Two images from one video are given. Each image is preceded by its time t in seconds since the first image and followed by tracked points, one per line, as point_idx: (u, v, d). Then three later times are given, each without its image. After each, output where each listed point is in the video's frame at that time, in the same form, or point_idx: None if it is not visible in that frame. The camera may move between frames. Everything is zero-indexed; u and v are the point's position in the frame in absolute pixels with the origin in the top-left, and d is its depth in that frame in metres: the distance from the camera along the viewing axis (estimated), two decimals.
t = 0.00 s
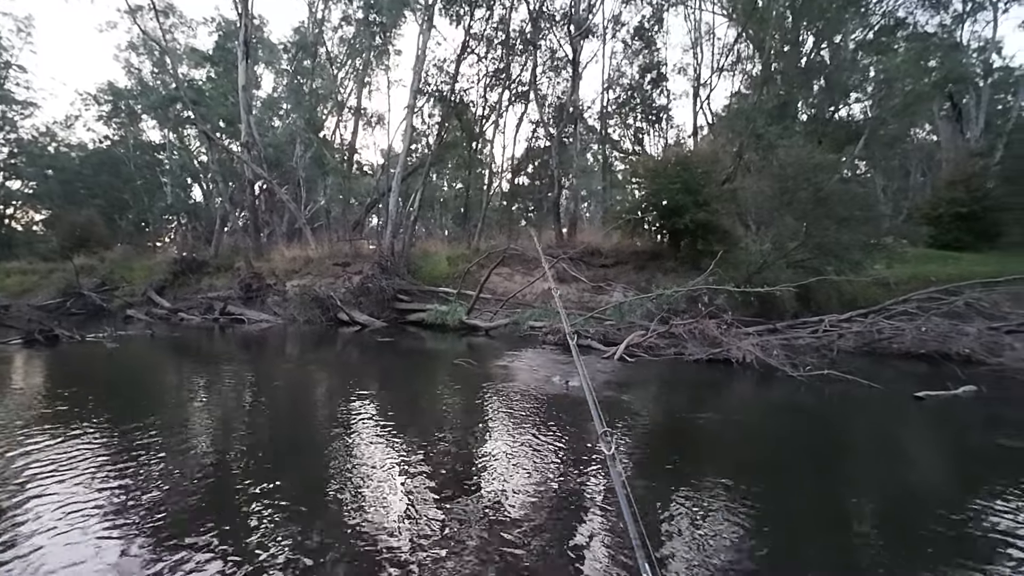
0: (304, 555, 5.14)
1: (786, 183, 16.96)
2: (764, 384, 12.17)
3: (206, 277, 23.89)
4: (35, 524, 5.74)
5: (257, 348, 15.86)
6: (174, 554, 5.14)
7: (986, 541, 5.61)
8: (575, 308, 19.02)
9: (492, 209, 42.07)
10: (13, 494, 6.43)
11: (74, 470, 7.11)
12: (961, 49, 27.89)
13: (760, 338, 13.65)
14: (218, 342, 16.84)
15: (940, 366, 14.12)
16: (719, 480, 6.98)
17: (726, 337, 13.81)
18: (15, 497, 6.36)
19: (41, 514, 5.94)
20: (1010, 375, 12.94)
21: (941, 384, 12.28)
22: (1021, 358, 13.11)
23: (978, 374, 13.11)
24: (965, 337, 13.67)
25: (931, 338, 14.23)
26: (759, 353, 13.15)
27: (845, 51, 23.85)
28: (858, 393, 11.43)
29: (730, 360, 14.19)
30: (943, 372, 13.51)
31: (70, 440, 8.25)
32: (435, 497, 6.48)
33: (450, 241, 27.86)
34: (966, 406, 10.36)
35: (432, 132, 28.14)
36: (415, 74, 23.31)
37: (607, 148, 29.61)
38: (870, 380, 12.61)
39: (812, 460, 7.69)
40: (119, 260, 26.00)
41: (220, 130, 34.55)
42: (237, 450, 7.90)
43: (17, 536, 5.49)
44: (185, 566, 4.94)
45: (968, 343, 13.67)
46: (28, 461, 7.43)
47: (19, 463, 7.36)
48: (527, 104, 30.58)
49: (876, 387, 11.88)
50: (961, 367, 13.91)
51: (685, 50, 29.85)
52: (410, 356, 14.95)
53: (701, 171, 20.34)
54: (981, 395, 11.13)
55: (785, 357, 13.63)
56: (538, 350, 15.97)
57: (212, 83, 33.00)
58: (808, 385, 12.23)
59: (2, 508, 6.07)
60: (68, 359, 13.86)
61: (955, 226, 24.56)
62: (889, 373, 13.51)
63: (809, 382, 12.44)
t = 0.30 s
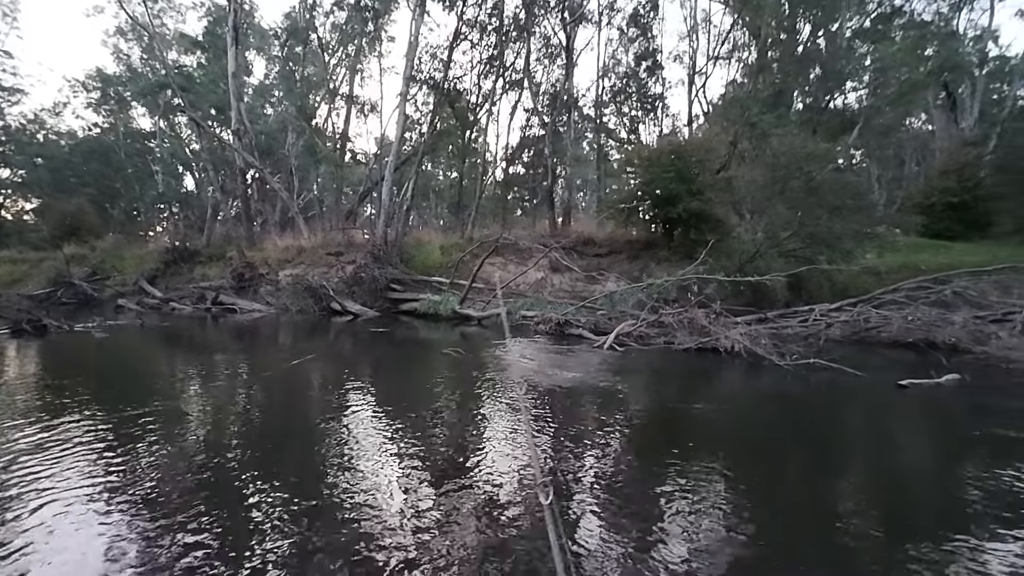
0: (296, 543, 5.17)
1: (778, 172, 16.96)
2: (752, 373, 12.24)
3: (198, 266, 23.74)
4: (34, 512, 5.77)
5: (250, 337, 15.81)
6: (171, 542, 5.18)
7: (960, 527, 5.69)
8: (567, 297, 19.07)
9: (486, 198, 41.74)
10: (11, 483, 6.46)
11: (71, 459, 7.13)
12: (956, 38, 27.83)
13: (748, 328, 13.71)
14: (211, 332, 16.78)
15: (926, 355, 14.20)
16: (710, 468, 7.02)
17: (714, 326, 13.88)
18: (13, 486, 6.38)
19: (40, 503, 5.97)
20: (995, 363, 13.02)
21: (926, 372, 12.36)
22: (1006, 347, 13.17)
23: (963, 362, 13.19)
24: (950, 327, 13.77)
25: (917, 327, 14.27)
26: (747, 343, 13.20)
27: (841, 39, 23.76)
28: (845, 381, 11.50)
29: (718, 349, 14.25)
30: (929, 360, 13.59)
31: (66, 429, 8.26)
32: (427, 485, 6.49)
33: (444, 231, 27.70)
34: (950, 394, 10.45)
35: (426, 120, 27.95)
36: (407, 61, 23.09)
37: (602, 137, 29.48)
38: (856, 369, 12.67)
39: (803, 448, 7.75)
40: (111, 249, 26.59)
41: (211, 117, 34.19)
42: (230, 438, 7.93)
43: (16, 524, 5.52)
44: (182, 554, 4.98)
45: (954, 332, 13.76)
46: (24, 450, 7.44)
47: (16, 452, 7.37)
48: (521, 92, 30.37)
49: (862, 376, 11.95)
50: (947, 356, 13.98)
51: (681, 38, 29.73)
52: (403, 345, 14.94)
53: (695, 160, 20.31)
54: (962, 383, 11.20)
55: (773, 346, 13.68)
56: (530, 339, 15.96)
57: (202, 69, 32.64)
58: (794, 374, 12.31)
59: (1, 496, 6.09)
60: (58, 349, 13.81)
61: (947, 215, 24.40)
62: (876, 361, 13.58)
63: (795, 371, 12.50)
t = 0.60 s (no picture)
0: (297, 526, 5.20)
1: (776, 155, 16.79)
2: (746, 357, 12.30)
3: (192, 250, 23.64)
4: (35, 497, 5.77)
5: (246, 322, 15.80)
6: (172, 526, 5.19)
7: (944, 508, 5.76)
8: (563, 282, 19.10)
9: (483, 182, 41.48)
10: (12, 467, 6.45)
11: (72, 443, 7.13)
12: (958, 19, 27.58)
13: (742, 312, 13.76)
14: (206, 316, 16.75)
15: (918, 339, 14.24)
16: (703, 450, 7.09)
17: (708, 310, 13.94)
18: (13, 469, 6.41)
19: (42, 487, 5.98)
20: (986, 347, 13.08)
21: (917, 356, 12.43)
22: (998, 331, 13.22)
23: (954, 346, 13.25)
24: (943, 311, 13.81)
25: (911, 312, 14.31)
26: (739, 327, 13.26)
27: (841, 20, 23.52)
28: (838, 364, 11.56)
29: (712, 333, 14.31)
30: (921, 344, 13.66)
31: (66, 412, 8.26)
32: (423, 468, 6.54)
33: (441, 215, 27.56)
34: (940, 377, 10.52)
35: (422, 102, 27.69)
36: (402, 41, 22.78)
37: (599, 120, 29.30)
38: (848, 353, 12.73)
39: (796, 431, 7.81)
40: (105, 234, 27.28)
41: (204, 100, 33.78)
42: (226, 421, 7.98)
43: (16, 506, 5.58)
44: (183, 538, 4.98)
45: (946, 316, 13.86)
46: (23, 434, 7.46)
47: (15, 435, 7.39)
48: (518, 74, 30.05)
49: (853, 359, 12.01)
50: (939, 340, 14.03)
51: (681, 19, 29.40)
52: (398, 329, 14.97)
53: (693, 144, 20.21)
54: (953, 367, 11.26)
55: (766, 331, 13.73)
56: (526, 324, 15.97)
57: (194, 50, 32.14)
58: (785, 357, 12.37)
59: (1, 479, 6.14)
60: (53, 333, 13.80)
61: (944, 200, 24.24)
62: (868, 345, 13.65)
63: (786, 355, 12.55)
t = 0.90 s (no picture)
0: (297, 506, 5.23)
1: (779, 135, 16.68)
2: (746, 338, 12.31)
3: (191, 231, 23.55)
4: (45, 476, 5.83)
5: (244, 303, 15.76)
6: (182, 505, 5.26)
7: (941, 489, 5.77)
8: (563, 264, 19.05)
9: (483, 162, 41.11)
10: (18, 447, 6.52)
11: (78, 424, 7.17)
12: None
13: (743, 293, 13.72)
14: (204, 297, 16.72)
15: (919, 320, 14.18)
16: (701, 431, 7.11)
17: (709, 292, 13.92)
18: (18, 448, 6.49)
19: (51, 467, 6.03)
20: (987, 328, 13.01)
21: (918, 338, 12.38)
22: (999, 313, 13.15)
23: (955, 327, 13.20)
24: (945, 292, 13.73)
25: (912, 293, 14.24)
26: (740, 308, 13.24)
27: None
28: (839, 346, 11.55)
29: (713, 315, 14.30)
30: (921, 325, 13.60)
31: (68, 393, 8.32)
32: (421, 448, 6.56)
33: (440, 196, 27.36)
34: (941, 359, 10.49)
35: (420, 80, 27.33)
36: (400, 17, 22.41)
37: (601, 99, 28.93)
38: (849, 334, 12.70)
39: (794, 411, 7.85)
40: (103, 215, 27.11)
41: (199, 77, 33.34)
42: (226, 401, 8.02)
43: (21, 485, 5.66)
44: (194, 516, 5.07)
45: (948, 298, 13.77)
46: (27, 414, 7.53)
47: (18, 415, 7.46)
48: (518, 51, 29.61)
49: (854, 341, 11.98)
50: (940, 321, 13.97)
51: None
52: (398, 311, 14.95)
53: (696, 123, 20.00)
54: (955, 349, 11.21)
55: (767, 312, 13.70)
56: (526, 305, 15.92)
57: (188, 26, 31.63)
58: (786, 338, 12.35)
59: (6, 459, 6.22)
60: (52, 314, 13.81)
61: (949, 180, 23.92)
62: (869, 327, 13.59)
63: (787, 336, 12.53)
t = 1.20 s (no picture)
0: (303, 485, 5.32)
1: (787, 115, 16.47)
2: (751, 320, 12.31)
3: (191, 213, 23.44)
4: (55, 456, 5.93)
5: (247, 285, 15.72)
6: (189, 483, 5.37)
7: (947, 471, 5.81)
8: (567, 246, 18.97)
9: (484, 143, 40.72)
10: (28, 429, 6.59)
11: (86, 405, 7.25)
12: None
13: (751, 276, 13.69)
14: (207, 280, 16.67)
15: (927, 303, 14.10)
16: (705, 412, 7.17)
17: (717, 274, 13.91)
18: (27, 430, 6.55)
19: (60, 448, 6.12)
20: (997, 311, 12.94)
21: (928, 321, 12.32)
22: (1009, 296, 13.06)
23: (964, 310, 13.14)
24: (954, 275, 13.63)
25: (922, 275, 14.15)
26: (748, 291, 13.24)
27: None
28: (846, 329, 11.52)
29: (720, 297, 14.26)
30: (930, 308, 13.54)
31: (77, 374, 8.39)
32: (427, 429, 6.62)
33: (441, 177, 27.15)
34: (950, 342, 10.46)
35: (421, 58, 26.95)
36: None
37: (604, 78, 28.57)
38: (858, 317, 12.67)
39: (796, 392, 7.91)
40: (102, 197, 26.93)
41: (195, 56, 32.84)
42: (233, 383, 8.07)
43: (32, 466, 5.74)
44: (200, 493, 5.18)
45: (958, 280, 13.69)
46: (34, 396, 7.58)
47: (26, 397, 7.51)
48: (520, 28, 29.15)
49: (862, 324, 11.94)
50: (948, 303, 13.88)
51: None
52: (401, 293, 14.92)
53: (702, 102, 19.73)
54: (966, 332, 11.16)
55: (775, 294, 13.68)
56: (530, 288, 15.90)
57: (184, 3, 31.07)
58: (794, 321, 12.33)
59: (17, 440, 6.28)
60: (56, 296, 13.80)
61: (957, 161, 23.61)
62: (876, 309, 13.55)
63: (796, 318, 12.51)
